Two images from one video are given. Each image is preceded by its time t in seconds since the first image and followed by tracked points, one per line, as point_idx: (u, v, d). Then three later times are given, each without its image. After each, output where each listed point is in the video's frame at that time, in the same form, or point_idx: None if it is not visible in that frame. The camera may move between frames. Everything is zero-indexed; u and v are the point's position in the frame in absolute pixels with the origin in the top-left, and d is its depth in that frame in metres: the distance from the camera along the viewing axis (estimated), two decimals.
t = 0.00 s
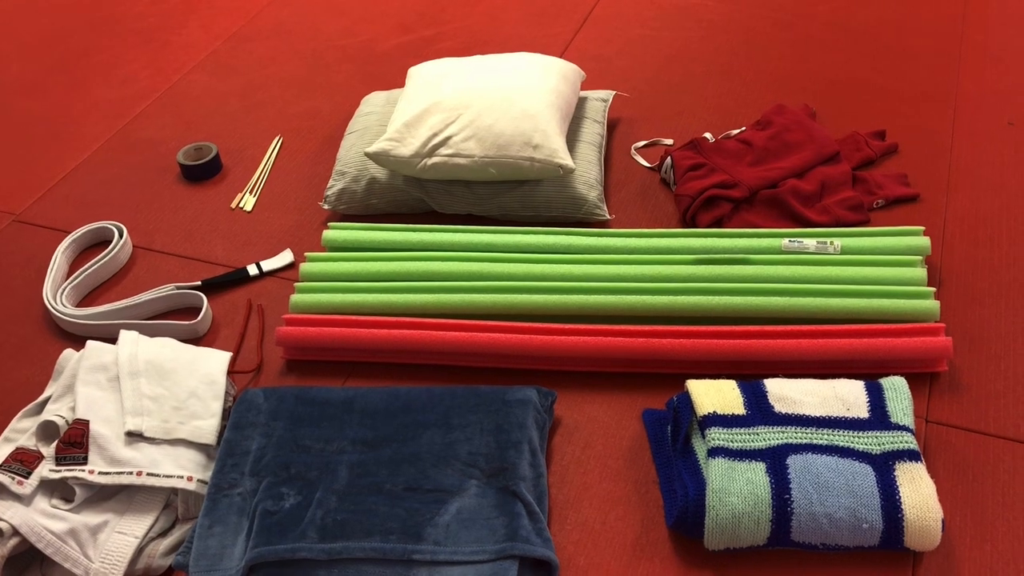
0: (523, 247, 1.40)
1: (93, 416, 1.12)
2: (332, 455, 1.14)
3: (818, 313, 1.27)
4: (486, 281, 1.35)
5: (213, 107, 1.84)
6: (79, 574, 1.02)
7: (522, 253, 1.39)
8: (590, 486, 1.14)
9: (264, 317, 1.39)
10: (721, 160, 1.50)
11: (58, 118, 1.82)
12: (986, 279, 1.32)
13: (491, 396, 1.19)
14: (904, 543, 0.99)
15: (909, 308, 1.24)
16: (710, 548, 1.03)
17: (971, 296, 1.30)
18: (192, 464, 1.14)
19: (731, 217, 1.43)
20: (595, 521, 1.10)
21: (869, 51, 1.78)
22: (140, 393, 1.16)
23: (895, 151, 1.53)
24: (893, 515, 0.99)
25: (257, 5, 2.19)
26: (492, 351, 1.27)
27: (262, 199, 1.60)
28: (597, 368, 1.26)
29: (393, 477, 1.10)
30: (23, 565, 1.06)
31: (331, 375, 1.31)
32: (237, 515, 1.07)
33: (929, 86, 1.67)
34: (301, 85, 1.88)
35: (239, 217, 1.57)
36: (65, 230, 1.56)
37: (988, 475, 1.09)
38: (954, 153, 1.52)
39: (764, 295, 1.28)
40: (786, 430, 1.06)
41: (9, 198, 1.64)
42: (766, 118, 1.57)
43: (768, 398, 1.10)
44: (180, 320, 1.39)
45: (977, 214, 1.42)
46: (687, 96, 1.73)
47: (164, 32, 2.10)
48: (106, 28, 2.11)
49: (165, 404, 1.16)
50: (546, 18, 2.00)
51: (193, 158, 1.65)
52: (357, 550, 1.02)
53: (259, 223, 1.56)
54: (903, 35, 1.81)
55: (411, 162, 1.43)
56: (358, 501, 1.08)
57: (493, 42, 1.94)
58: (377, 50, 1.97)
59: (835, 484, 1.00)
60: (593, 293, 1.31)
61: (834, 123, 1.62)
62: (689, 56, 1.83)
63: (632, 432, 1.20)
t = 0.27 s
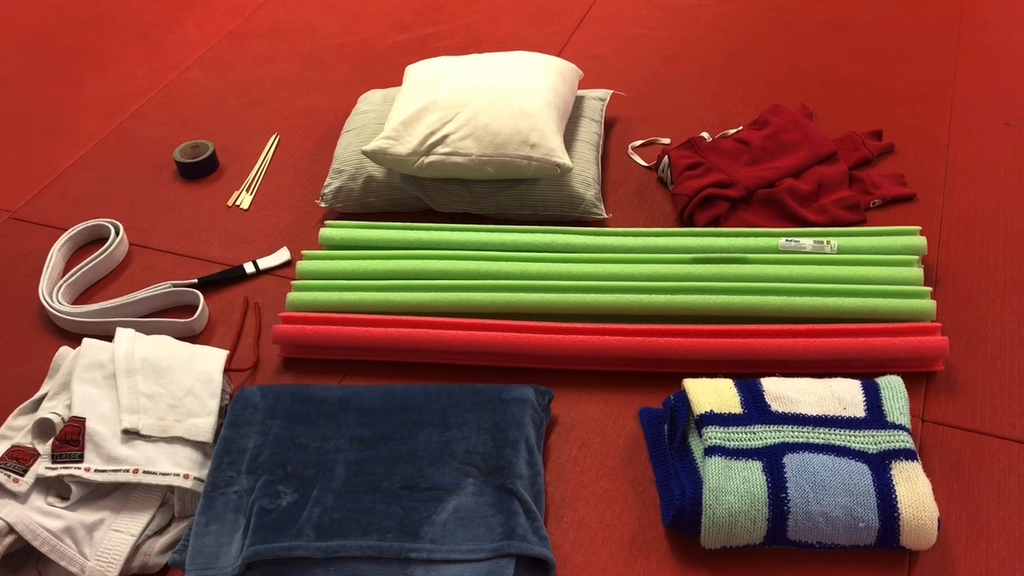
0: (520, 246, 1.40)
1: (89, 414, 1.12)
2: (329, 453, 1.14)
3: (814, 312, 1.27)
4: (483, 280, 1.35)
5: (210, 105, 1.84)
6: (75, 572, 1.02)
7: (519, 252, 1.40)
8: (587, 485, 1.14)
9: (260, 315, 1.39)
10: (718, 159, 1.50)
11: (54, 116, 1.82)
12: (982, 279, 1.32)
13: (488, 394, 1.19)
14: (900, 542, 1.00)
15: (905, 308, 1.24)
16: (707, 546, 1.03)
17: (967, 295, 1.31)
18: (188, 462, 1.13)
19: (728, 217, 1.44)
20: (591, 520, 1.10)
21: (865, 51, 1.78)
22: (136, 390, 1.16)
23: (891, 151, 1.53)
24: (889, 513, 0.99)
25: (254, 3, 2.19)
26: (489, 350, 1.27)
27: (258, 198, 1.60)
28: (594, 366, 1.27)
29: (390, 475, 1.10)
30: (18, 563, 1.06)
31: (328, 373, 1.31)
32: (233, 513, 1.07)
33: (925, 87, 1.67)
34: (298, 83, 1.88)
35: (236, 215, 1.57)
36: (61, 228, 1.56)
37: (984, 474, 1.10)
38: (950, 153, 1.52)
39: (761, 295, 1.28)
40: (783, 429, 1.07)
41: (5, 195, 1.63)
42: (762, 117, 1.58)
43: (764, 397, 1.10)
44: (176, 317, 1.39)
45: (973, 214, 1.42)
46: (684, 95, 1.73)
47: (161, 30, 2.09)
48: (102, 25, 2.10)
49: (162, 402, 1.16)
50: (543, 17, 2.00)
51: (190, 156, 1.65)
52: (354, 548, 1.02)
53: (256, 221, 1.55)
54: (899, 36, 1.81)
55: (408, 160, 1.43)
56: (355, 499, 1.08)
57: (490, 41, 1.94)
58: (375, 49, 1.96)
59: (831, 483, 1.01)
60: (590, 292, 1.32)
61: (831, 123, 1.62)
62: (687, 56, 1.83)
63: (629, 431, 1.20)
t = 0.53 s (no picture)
0: (516, 243, 1.40)
1: (84, 410, 1.12)
2: (323, 449, 1.14)
3: (809, 309, 1.27)
4: (479, 277, 1.35)
5: (205, 101, 1.83)
6: (69, 568, 1.02)
7: (515, 248, 1.39)
8: (582, 481, 1.14)
9: (255, 311, 1.39)
10: (714, 157, 1.50)
11: (48, 110, 1.81)
12: (976, 277, 1.33)
13: (483, 390, 1.19)
14: (894, 538, 1.00)
15: (900, 305, 1.25)
16: (702, 542, 1.03)
17: (961, 293, 1.31)
18: (183, 458, 1.13)
19: (723, 214, 1.44)
20: (586, 516, 1.10)
21: (861, 49, 1.78)
22: (131, 386, 1.16)
23: (886, 149, 1.54)
24: (883, 510, 0.99)
25: None
26: (484, 346, 1.27)
27: (253, 193, 1.60)
28: (589, 363, 1.27)
29: (385, 471, 1.11)
30: (12, 559, 1.06)
31: (323, 369, 1.31)
32: (228, 508, 1.07)
33: (920, 85, 1.68)
34: (293, 79, 1.88)
35: (231, 211, 1.56)
36: (55, 223, 1.55)
37: (978, 471, 1.10)
38: (945, 151, 1.53)
39: (756, 292, 1.29)
40: (777, 426, 1.07)
41: None
42: (758, 115, 1.58)
43: (759, 394, 1.11)
44: (170, 313, 1.39)
45: (967, 212, 1.42)
46: (680, 92, 1.73)
47: (155, 25, 2.09)
48: (96, 20, 2.09)
49: (156, 397, 1.16)
50: (539, 13, 2.00)
51: (185, 151, 1.64)
52: (348, 544, 1.01)
53: (251, 217, 1.55)
54: (894, 34, 1.81)
55: (404, 156, 1.43)
56: (350, 495, 1.08)
57: (486, 37, 1.94)
58: (370, 44, 1.96)
59: (826, 480, 1.01)
60: (586, 289, 1.32)
61: (826, 120, 1.63)
62: (682, 53, 1.83)
63: (624, 427, 1.20)
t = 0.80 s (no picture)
0: (512, 239, 1.40)
1: (77, 404, 1.12)
2: (318, 445, 1.13)
3: (804, 305, 1.27)
4: (474, 272, 1.35)
5: (200, 96, 1.83)
6: (63, 563, 1.02)
7: (510, 244, 1.39)
8: (577, 477, 1.14)
9: (250, 306, 1.38)
10: (709, 153, 1.50)
11: (42, 105, 1.80)
12: (971, 274, 1.33)
13: (478, 386, 1.19)
14: (888, 534, 1.00)
15: (895, 302, 1.25)
16: (696, 538, 1.03)
17: (956, 290, 1.31)
18: (178, 453, 1.13)
19: (719, 210, 1.44)
20: (581, 511, 1.10)
21: (856, 46, 1.78)
22: (125, 381, 1.16)
23: (881, 145, 1.54)
24: (878, 506, 1.00)
25: None
26: (479, 342, 1.27)
27: (248, 188, 1.59)
28: (584, 358, 1.27)
29: (380, 466, 1.10)
30: (5, 554, 1.06)
31: (318, 365, 1.31)
32: (222, 504, 1.07)
33: (915, 81, 1.68)
34: (288, 74, 1.87)
35: (226, 206, 1.56)
36: (49, 218, 1.55)
37: (971, 467, 1.10)
38: (940, 148, 1.53)
39: (751, 288, 1.29)
40: (772, 422, 1.07)
41: None
42: (754, 111, 1.58)
43: (754, 389, 1.11)
44: (164, 308, 1.38)
45: (962, 209, 1.43)
46: (675, 88, 1.73)
47: (150, 19, 2.08)
48: (90, 14, 2.08)
49: (150, 392, 1.16)
50: (535, 9, 2.00)
51: (179, 146, 1.64)
52: (343, 539, 1.01)
53: (245, 212, 1.55)
54: (890, 31, 1.81)
55: (399, 151, 1.43)
56: (345, 490, 1.08)
57: (482, 33, 1.93)
58: (366, 40, 1.96)
59: (820, 476, 1.01)
60: (581, 285, 1.32)
61: (821, 117, 1.63)
62: (678, 49, 1.83)
63: (619, 423, 1.20)
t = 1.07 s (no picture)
0: (513, 241, 1.40)
1: (79, 406, 1.12)
2: (319, 447, 1.14)
3: (805, 308, 1.27)
4: (475, 274, 1.35)
5: (201, 97, 1.83)
6: (65, 564, 1.02)
7: (511, 246, 1.39)
8: (577, 479, 1.14)
9: (251, 308, 1.39)
10: (711, 155, 1.50)
11: (44, 106, 1.80)
12: (972, 276, 1.33)
13: (479, 388, 1.19)
14: (888, 537, 1.01)
15: (896, 305, 1.25)
16: (696, 541, 1.03)
17: (957, 292, 1.31)
18: (179, 455, 1.13)
19: (720, 212, 1.44)
20: (582, 514, 1.10)
21: (858, 48, 1.78)
22: (127, 383, 1.16)
23: (883, 148, 1.54)
24: (878, 509, 1.00)
25: None
26: (480, 344, 1.27)
27: (250, 190, 1.60)
28: (585, 361, 1.27)
29: (381, 469, 1.11)
30: (8, 555, 1.06)
31: (319, 367, 1.31)
32: (223, 505, 1.07)
33: (917, 84, 1.68)
34: (290, 75, 1.87)
35: (228, 208, 1.56)
36: (51, 219, 1.55)
37: (971, 470, 1.11)
38: (941, 150, 1.53)
39: (752, 290, 1.29)
40: (772, 425, 1.07)
41: None
42: (755, 113, 1.58)
43: (755, 393, 1.11)
44: (167, 310, 1.39)
45: (964, 211, 1.43)
46: (677, 90, 1.73)
47: (152, 20, 2.08)
48: (92, 15, 2.09)
49: (152, 394, 1.16)
50: (536, 11, 2.00)
51: (181, 148, 1.64)
52: (344, 541, 1.02)
53: (247, 213, 1.55)
54: (892, 33, 1.81)
55: (400, 154, 1.43)
56: (346, 492, 1.08)
57: (484, 35, 1.93)
58: (368, 41, 1.96)
59: (821, 479, 1.01)
60: (582, 287, 1.32)
61: (823, 119, 1.63)
62: (680, 51, 1.83)
63: (619, 426, 1.20)
